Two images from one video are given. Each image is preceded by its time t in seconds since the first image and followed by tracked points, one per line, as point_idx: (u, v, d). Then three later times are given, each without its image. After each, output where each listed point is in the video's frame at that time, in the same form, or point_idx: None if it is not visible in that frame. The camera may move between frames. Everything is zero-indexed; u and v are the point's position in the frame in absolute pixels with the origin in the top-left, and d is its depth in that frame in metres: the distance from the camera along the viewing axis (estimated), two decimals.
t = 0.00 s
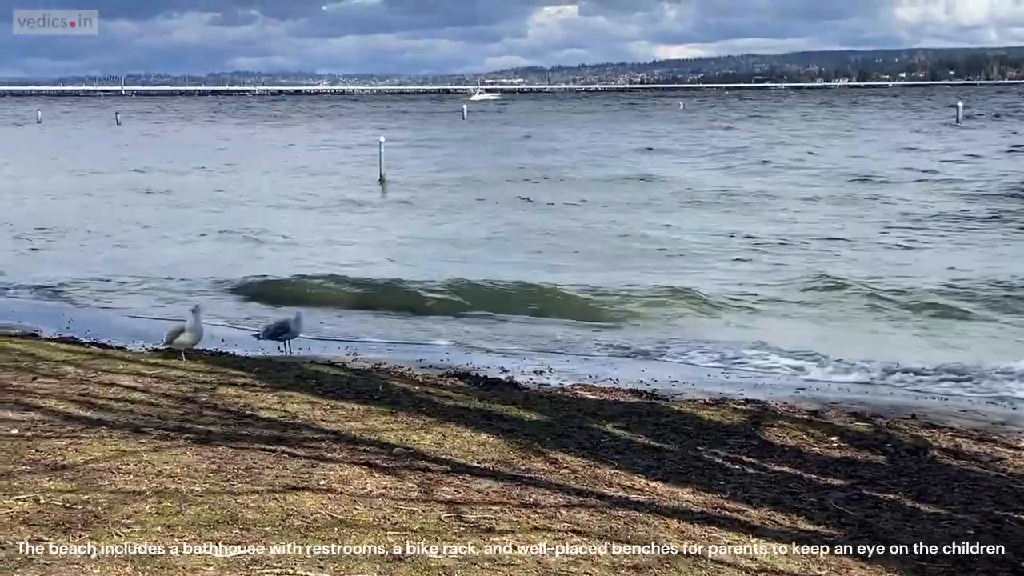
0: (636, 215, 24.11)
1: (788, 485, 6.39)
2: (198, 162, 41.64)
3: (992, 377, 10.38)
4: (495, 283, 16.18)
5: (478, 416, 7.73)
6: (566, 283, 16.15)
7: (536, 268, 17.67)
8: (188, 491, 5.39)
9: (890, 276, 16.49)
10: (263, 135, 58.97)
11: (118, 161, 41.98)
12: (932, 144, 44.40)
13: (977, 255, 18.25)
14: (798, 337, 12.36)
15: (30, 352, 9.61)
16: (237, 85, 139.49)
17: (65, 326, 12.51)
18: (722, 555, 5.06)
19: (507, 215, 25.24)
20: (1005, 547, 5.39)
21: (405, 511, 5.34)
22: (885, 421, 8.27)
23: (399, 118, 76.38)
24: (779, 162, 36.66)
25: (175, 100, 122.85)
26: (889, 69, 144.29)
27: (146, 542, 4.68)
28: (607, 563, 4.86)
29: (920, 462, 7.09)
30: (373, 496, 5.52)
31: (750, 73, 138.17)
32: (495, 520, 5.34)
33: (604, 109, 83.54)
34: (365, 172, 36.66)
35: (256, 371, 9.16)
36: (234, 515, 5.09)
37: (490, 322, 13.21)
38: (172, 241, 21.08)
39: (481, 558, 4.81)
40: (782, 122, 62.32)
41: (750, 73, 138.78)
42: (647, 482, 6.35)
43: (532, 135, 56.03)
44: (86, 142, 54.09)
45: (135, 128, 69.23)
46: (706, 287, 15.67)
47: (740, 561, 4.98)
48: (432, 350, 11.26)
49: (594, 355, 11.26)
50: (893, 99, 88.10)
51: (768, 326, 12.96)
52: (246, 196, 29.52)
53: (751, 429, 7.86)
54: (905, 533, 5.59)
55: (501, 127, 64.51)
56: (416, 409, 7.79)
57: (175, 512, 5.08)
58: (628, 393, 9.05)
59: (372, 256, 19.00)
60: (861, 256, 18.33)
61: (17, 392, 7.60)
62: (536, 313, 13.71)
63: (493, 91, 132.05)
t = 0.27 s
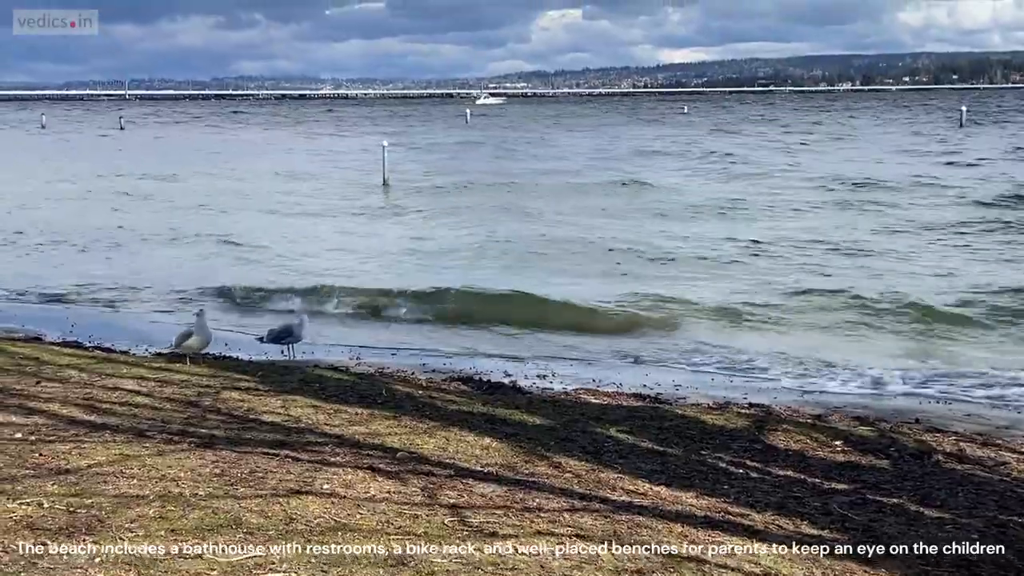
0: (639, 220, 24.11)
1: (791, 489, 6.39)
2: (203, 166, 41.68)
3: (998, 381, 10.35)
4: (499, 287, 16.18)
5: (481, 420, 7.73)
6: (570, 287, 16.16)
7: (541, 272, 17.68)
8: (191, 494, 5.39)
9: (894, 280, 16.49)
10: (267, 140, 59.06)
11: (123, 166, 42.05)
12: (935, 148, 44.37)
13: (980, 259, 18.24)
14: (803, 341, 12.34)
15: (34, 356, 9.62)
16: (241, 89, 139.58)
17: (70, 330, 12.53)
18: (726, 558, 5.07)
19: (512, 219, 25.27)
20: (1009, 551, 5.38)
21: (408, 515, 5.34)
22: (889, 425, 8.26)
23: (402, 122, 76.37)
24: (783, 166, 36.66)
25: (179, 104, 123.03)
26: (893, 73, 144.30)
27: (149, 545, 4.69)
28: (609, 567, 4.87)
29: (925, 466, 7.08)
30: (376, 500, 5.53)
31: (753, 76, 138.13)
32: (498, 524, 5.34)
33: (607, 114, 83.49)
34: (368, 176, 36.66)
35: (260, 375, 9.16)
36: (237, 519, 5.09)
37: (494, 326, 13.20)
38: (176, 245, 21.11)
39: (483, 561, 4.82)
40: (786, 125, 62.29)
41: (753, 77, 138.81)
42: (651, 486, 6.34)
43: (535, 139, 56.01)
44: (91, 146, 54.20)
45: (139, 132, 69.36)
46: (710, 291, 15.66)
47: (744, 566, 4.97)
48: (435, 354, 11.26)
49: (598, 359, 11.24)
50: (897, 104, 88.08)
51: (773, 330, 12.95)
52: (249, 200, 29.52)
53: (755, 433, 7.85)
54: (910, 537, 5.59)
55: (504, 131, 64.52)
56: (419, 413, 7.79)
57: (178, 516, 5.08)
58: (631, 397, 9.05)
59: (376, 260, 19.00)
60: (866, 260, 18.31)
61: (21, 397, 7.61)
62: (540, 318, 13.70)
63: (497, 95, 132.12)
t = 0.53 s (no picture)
0: (640, 223, 24.10)
1: (792, 492, 6.38)
2: (204, 169, 41.70)
3: (1002, 385, 10.33)
4: (500, 290, 16.18)
5: (481, 424, 7.72)
6: (571, 290, 16.16)
7: (541, 275, 17.68)
8: (192, 498, 5.40)
9: (894, 283, 16.49)
10: (269, 143, 59.13)
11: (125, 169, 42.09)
12: (936, 151, 44.37)
13: (981, 263, 18.24)
14: (803, 344, 12.34)
15: (35, 360, 9.62)
16: (242, 93, 139.67)
17: (71, 334, 12.53)
18: (726, 562, 5.08)
19: (513, 222, 25.27)
20: (1010, 555, 5.37)
21: (409, 519, 5.34)
22: (890, 429, 8.26)
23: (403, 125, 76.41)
24: (784, 170, 36.66)
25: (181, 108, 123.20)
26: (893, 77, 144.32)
27: (150, 549, 4.69)
28: (609, 570, 4.87)
29: (926, 470, 7.08)
30: (377, 504, 5.52)
31: (755, 80, 138.11)
32: (499, 528, 5.34)
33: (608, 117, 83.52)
34: (369, 179, 36.67)
35: (261, 378, 9.16)
36: (238, 523, 5.09)
37: (496, 330, 13.19)
38: (177, 249, 21.12)
39: (483, 564, 4.83)
40: (786, 129, 62.29)
41: (754, 81, 138.86)
42: (651, 489, 6.35)
43: (536, 142, 56.05)
44: (92, 150, 54.26)
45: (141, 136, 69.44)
46: (711, 295, 15.66)
47: (746, 570, 4.97)
48: (436, 357, 11.25)
49: (599, 363, 11.23)
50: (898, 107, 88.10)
51: (775, 334, 12.93)
52: (250, 204, 29.53)
53: (756, 437, 7.85)
54: (911, 541, 5.59)
55: (505, 135, 64.53)
56: (419, 417, 7.79)
57: (179, 520, 5.08)
58: (632, 401, 9.05)
59: (377, 263, 19.01)
60: (867, 264, 18.29)
61: (22, 401, 7.61)
62: (542, 321, 13.69)
63: (498, 98, 132.18)
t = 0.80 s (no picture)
0: (636, 224, 24.10)
1: (787, 493, 6.39)
2: (200, 170, 41.66)
3: (997, 386, 10.34)
4: (495, 291, 16.18)
5: (476, 424, 7.72)
6: (566, 291, 16.15)
7: (536, 276, 17.67)
8: (187, 499, 5.39)
9: (888, 284, 16.51)
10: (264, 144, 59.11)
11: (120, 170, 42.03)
12: (930, 152, 44.42)
13: (975, 263, 18.27)
14: (798, 345, 12.35)
15: (29, 360, 9.61)
16: (236, 94, 139.57)
17: (66, 334, 12.51)
18: (722, 563, 5.08)
19: (507, 223, 25.26)
20: (1005, 555, 5.38)
21: (404, 520, 5.33)
22: (885, 429, 8.27)
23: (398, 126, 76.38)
24: (778, 171, 36.69)
25: (176, 108, 123.11)
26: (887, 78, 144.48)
27: (145, 550, 4.68)
28: (604, 571, 4.88)
29: (921, 470, 7.08)
30: (372, 505, 5.52)
31: (750, 80, 138.09)
32: (494, 529, 5.34)
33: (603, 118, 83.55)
34: (364, 180, 36.64)
35: (256, 379, 9.15)
36: (232, 524, 5.08)
37: (490, 330, 13.21)
38: (172, 249, 21.10)
39: (477, 565, 4.83)
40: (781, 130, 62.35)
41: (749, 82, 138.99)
42: (646, 490, 6.35)
43: (531, 143, 56.05)
44: (87, 150, 54.21)
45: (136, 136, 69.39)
46: (706, 295, 15.67)
47: (741, 570, 4.97)
48: (430, 358, 11.24)
49: (595, 363, 11.23)
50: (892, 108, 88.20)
51: (771, 335, 12.93)
52: (245, 204, 29.49)
53: (751, 437, 7.86)
54: (906, 541, 5.59)
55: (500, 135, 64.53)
56: (414, 417, 7.78)
57: (173, 520, 5.07)
58: (628, 401, 9.05)
59: (371, 264, 18.99)
60: (864, 264, 18.29)
61: (16, 402, 7.60)
62: (537, 321, 13.69)
63: (492, 98, 132.12)
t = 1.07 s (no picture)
0: (621, 219, 24.13)
1: (773, 488, 6.40)
2: (184, 165, 41.49)
3: (980, 381, 10.40)
4: (481, 286, 16.17)
5: (462, 420, 7.71)
6: (551, 286, 16.16)
7: (522, 271, 17.68)
8: (173, 495, 5.37)
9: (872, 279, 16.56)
10: (248, 139, 58.93)
11: (104, 165, 41.85)
12: (914, 147, 44.58)
13: (958, 258, 18.35)
14: (784, 340, 12.39)
15: (13, 356, 9.57)
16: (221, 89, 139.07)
17: (50, 330, 12.45)
18: (708, 558, 5.10)
19: (492, 218, 25.25)
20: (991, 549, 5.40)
21: (391, 516, 5.33)
22: (870, 424, 8.30)
23: (382, 122, 76.23)
24: (762, 166, 36.77)
25: (161, 104, 122.61)
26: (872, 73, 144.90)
27: (131, 546, 4.67)
28: (591, 566, 4.89)
29: (905, 465, 7.10)
30: (358, 500, 5.51)
31: (735, 76, 138.31)
32: (480, 524, 5.34)
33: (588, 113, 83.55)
34: (348, 175, 36.57)
35: (241, 375, 9.12)
36: (218, 520, 5.07)
37: (475, 325, 13.23)
38: (157, 245, 21.04)
39: (464, 560, 4.84)
40: (765, 125, 62.46)
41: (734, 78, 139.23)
42: (632, 485, 6.36)
43: (516, 138, 56.01)
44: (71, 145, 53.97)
45: (119, 131, 69.13)
46: (691, 290, 15.70)
47: (727, 565, 4.99)
48: (416, 354, 11.23)
49: (581, 359, 11.24)
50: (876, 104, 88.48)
51: (755, 330, 12.98)
52: (229, 200, 29.41)
53: (736, 432, 7.87)
54: (892, 536, 5.62)
55: (485, 130, 64.47)
56: (400, 413, 7.77)
57: (159, 517, 5.06)
58: (614, 396, 9.06)
59: (357, 259, 18.96)
60: (847, 260, 18.35)
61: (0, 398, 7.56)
62: (525, 317, 13.69)
63: (478, 94, 131.95)
